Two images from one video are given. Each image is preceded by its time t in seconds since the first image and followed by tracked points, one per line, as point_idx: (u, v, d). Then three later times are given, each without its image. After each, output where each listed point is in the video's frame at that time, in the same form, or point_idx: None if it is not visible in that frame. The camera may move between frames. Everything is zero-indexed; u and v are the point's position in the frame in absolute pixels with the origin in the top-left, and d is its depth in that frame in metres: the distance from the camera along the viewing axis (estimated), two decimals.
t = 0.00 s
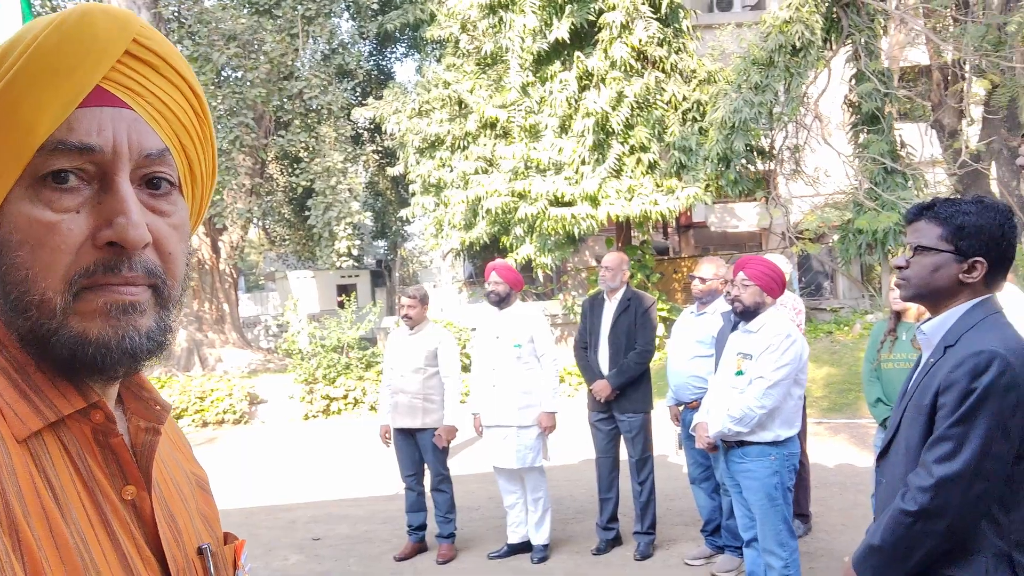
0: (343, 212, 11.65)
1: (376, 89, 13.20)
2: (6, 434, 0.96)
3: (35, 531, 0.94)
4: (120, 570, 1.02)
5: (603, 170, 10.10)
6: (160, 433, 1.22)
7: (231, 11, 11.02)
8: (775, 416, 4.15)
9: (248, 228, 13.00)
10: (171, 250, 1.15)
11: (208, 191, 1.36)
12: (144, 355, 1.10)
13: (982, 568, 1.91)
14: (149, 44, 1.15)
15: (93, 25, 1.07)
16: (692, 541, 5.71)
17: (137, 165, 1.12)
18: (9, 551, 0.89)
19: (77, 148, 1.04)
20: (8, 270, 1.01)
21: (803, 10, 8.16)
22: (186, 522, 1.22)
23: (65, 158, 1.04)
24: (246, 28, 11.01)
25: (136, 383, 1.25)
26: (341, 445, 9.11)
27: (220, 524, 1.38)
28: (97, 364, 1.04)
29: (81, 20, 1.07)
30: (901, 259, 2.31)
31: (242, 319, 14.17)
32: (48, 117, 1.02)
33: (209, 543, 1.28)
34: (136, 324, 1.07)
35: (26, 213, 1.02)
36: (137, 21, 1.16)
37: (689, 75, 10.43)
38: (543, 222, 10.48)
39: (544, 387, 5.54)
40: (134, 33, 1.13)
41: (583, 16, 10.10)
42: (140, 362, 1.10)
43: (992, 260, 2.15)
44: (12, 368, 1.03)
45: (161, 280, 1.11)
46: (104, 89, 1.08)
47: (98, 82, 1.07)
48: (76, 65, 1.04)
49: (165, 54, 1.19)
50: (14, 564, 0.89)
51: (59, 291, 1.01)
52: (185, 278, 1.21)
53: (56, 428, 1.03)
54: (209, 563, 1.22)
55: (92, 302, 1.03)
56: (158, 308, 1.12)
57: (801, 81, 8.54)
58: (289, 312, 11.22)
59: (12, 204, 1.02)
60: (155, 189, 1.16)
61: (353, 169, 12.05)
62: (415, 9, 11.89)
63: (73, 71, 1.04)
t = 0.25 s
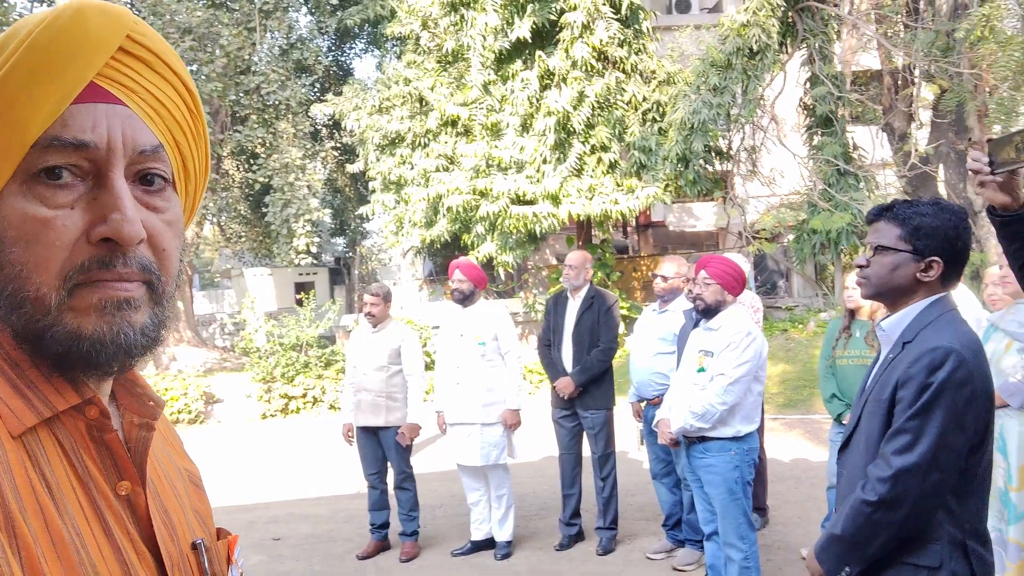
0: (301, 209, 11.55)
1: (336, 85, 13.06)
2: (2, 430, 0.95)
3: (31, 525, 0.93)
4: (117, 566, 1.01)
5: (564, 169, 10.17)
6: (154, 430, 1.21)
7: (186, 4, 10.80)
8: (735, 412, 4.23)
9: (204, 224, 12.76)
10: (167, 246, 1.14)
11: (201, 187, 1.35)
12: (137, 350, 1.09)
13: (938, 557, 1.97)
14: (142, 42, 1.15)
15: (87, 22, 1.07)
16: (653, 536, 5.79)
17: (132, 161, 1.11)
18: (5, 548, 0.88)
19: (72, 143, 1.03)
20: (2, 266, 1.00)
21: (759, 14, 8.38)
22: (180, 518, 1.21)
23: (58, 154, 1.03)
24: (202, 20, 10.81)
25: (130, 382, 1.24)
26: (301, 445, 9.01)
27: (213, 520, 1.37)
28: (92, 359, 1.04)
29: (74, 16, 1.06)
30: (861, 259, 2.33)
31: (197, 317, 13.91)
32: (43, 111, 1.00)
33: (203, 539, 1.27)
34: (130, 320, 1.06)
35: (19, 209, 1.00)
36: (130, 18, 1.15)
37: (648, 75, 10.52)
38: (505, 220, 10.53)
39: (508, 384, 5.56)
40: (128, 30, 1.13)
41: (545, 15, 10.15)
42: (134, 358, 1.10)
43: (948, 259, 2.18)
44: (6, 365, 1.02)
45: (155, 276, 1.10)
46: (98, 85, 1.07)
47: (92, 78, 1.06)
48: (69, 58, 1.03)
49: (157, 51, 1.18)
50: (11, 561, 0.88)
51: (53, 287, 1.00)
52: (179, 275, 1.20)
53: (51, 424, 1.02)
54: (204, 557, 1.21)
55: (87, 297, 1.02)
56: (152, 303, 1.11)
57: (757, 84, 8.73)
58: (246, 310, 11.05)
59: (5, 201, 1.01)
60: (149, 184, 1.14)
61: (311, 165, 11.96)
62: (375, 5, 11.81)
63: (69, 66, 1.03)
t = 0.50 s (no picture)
0: (258, 206, 11.38)
1: (294, 81, 12.89)
2: None
3: (23, 522, 0.94)
4: (109, 564, 1.02)
5: (525, 168, 10.20)
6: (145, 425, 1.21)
7: None
8: (697, 409, 4.29)
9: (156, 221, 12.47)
10: (156, 243, 1.15)
11: (192, 183, 1.36)
12: (126, 346, 1.10)
13: (898, 547, 2.01)
14: (133, 36, 1.16)
15: (78, 16, 1.08)
16: (614, 532, 5.86)
17: (122, 157, 1.12)
18: None
19: (62, 138, 1.04)
20: None
21: (718, 18, 8.49)
22: (171, 514, 1.21)
23: (49, 150, 1.04)
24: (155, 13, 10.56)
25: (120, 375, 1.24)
26: (259, 445, 8.88)
27: (203, 515, 1.37)
28: (81, 356, 1.04)
29: (65, 10, 1.07)
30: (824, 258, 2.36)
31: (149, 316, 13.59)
32: (34, 106, 1.01)
33: (194, 534, 1.27)
34: (120, 315, 1.08)
35: (8, 204, 1.01)
36: (122, 13, 1.16)
37: (609, 76, 10.58)
38: (466, 219, 10.52)
39: (472, 383, 5.57)
40: (119, 24, 1.13)
41: (506, 15, 10.16)
42: (125, 353, 1.11)
43: (906, 258, 2.22)
44: None
45: (145, 272, 1.11)
46: (88, 82, 1.08)
47: (82, 74, 1.07)
48: (60, 52, 1.04)
49: (148, 46, 1.19)
50: (5, 558, 0.89)
51: (43, 283, 1.01)
52: (168, 271, 1.21)
53: (42, 419, 1.03)
54: (194, 553, 1.21)
55: (77, 293, 1.03)
56: (142, 299, 1.12)
57: (715, 86, 8.86)
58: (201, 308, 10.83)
59: None
60: (139, 180, 1.15)
61: (268, 162, 11.78)
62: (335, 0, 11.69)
63: (59, 60, 1.04)
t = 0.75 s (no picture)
0: (216, 204, 11.20)
1: (254, 77, 12.72)
2: None
3: (30, 516, 0.90)
4: (117, 557, 0.98)
5: (489, 168, 10.22)
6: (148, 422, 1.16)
7: None
8: (662, 407, 4.35)
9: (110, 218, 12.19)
10: (161, 239, 1.11)
11: (195, 181, 1.31)
12: (132, 345, 1.05)
13: (865, 537, 2.03)
14: (136, 34, 1.10)
15: (82, 14, 1.02)
16: (580, 529, 5.91)
17: (126, 155, 1.07)
18: (7, 539, 0.86)
19: (66, 137, 0.99)
20: None
21: (679, 21, 8.69)
22: (177, 509, 1.18)
23: (53, 148, 0.99)
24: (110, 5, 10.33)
25: (124, 371, 1.20)
26: (219, 446, 8.75)
27: (206, 511, 1.32)
28: (88, 353, 1.00)
29: (69, 7, 1.01)
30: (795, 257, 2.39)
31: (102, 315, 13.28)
32: (38, 105, 0.96)
33: (199, 529, 1.22)
34: (126, 313, 1.02)
35: (13, 202, 0.96)
36: (124, 10, 1.10)
37: (572, 77, 10.64)
38: (429, 218, 10.51)
39: (438, 382, 5.56)
40: (121, 22, 1.08)
41: (470, 14, 10.17)
42: (129, 351, 1.06)
43: (875, 260, 2.24)
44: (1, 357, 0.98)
45: (149, 270, 1.06)
46: (92, 79, 1.03)
47: (86, 72, 1.02)
48: (64, 52, 0.99)
49: (151, 43, 1.14)
50: (14, 551, 0.86)
51: (49, 280, 0.96)
52: (173, 269, 1.16)
53: (46, 416, 0.98)
54: (201, 548, 1.19)
55: (83, 290, 0.99)
56: (147, 297, 1.07)
57: (677, 89, 8.97)
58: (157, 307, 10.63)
59: None
60: (143, 178, 1.10)
61: (226, 159, 11.61)
62: None
63: (64, 58, 0.99)
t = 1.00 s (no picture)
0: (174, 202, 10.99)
1: (213, 73, 12.51)
2: None
3: (29, 514, 0.85)
4: (116, 557, 0.94)
5: (452, 167, 10.20)
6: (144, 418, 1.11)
7: None
8: (628, 405, 4.40)
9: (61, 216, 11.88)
10: (157, 238, 1.06)
11: (191, 181, 1.26)
12: (130, 344, 1.00)
13: (834, 529, 1.89)
14: (132, 31, 1.05)
15: (78, 10, 0.97)
16: (545, 527, 5.94)
17: (122, 153, 1.02)
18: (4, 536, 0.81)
19: (61, 134, 0.95)
20: None
21: (642, 23, 8.70)
22: (172, 505, 1.13)
23: (49, 146, 0.95)
24: None
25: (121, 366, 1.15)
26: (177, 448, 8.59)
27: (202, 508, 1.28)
28: (86, 350, 0.95)
29: (65, 3, 0.96)
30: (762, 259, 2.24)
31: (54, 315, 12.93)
32: (35, 102, 0.92)
33: (196, 526, 1.18)
34: (122, 311, 0.97)
35: (9, 200, 0.92)
36: (120, 8, 1.05)
37: (535, 78, 10.68)
38: (392, 217, 10.45)
39: (404, 381, 5.53)
40: (117, 19, 1.03)
41: (433, 13, 10.14)
42: (126, 349, 1.01)
43: (843, 260, 2.10)
44: None
45: (146, 268, 1.01)
46: (90, 78, 0.99)
47: (82, 70, 0.98)
48: (62, 47, 0.94)
49: (149, 41, 1.09)
50: (11, 548, 0.81)
51: (45, 278, 0.92)
52: (169, 268, 1.11)
53: (43, 414, 0.94)
54: (196, 545, 1.13)
55: (79, 288, 0.94)
56: (144, 294, 1.02)
57: (639, 90, 9.01)
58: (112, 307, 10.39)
59: None
60: (139, 176, 1.06)
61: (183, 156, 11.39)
62: None
63: (61, 54, 0.94)
